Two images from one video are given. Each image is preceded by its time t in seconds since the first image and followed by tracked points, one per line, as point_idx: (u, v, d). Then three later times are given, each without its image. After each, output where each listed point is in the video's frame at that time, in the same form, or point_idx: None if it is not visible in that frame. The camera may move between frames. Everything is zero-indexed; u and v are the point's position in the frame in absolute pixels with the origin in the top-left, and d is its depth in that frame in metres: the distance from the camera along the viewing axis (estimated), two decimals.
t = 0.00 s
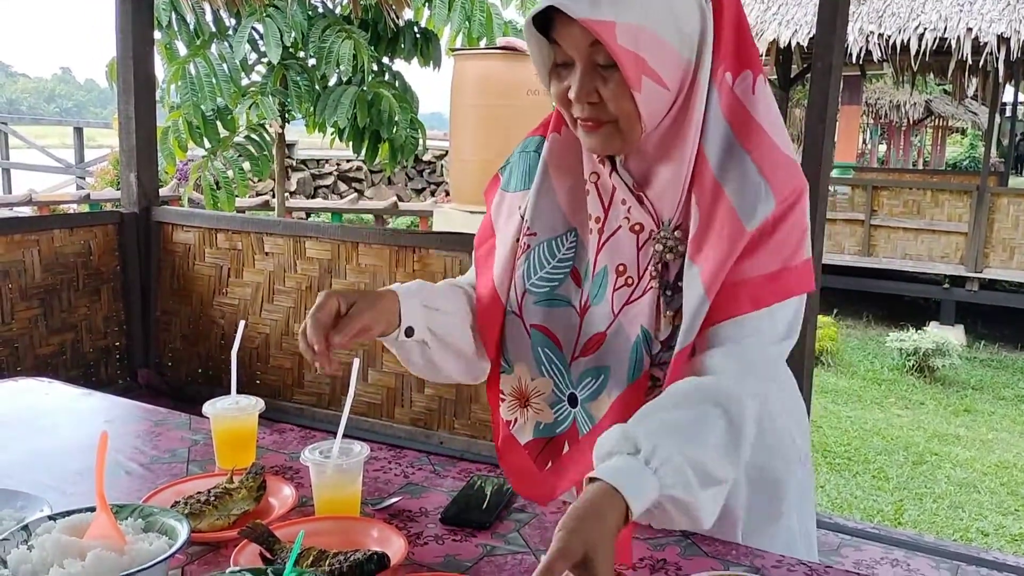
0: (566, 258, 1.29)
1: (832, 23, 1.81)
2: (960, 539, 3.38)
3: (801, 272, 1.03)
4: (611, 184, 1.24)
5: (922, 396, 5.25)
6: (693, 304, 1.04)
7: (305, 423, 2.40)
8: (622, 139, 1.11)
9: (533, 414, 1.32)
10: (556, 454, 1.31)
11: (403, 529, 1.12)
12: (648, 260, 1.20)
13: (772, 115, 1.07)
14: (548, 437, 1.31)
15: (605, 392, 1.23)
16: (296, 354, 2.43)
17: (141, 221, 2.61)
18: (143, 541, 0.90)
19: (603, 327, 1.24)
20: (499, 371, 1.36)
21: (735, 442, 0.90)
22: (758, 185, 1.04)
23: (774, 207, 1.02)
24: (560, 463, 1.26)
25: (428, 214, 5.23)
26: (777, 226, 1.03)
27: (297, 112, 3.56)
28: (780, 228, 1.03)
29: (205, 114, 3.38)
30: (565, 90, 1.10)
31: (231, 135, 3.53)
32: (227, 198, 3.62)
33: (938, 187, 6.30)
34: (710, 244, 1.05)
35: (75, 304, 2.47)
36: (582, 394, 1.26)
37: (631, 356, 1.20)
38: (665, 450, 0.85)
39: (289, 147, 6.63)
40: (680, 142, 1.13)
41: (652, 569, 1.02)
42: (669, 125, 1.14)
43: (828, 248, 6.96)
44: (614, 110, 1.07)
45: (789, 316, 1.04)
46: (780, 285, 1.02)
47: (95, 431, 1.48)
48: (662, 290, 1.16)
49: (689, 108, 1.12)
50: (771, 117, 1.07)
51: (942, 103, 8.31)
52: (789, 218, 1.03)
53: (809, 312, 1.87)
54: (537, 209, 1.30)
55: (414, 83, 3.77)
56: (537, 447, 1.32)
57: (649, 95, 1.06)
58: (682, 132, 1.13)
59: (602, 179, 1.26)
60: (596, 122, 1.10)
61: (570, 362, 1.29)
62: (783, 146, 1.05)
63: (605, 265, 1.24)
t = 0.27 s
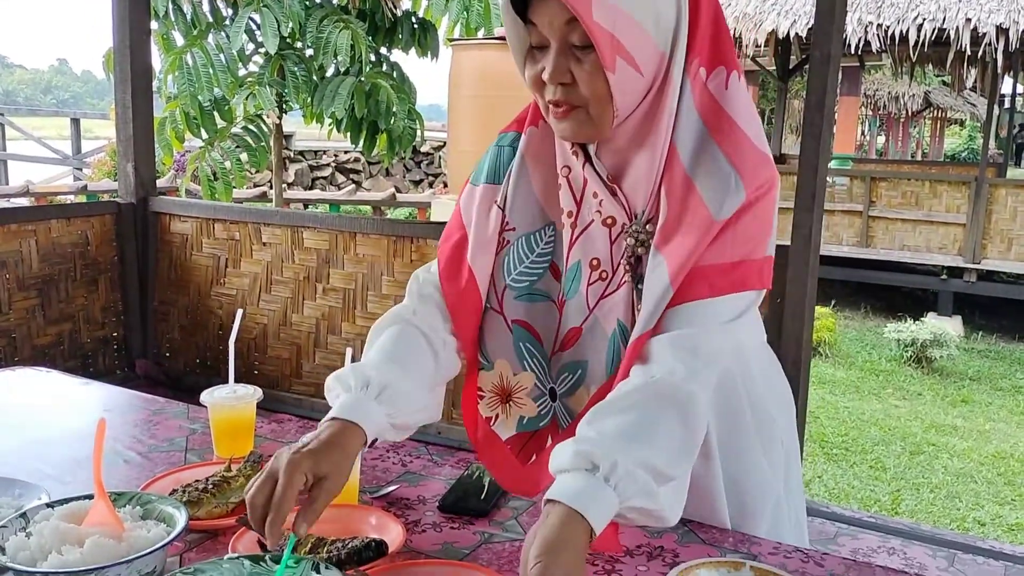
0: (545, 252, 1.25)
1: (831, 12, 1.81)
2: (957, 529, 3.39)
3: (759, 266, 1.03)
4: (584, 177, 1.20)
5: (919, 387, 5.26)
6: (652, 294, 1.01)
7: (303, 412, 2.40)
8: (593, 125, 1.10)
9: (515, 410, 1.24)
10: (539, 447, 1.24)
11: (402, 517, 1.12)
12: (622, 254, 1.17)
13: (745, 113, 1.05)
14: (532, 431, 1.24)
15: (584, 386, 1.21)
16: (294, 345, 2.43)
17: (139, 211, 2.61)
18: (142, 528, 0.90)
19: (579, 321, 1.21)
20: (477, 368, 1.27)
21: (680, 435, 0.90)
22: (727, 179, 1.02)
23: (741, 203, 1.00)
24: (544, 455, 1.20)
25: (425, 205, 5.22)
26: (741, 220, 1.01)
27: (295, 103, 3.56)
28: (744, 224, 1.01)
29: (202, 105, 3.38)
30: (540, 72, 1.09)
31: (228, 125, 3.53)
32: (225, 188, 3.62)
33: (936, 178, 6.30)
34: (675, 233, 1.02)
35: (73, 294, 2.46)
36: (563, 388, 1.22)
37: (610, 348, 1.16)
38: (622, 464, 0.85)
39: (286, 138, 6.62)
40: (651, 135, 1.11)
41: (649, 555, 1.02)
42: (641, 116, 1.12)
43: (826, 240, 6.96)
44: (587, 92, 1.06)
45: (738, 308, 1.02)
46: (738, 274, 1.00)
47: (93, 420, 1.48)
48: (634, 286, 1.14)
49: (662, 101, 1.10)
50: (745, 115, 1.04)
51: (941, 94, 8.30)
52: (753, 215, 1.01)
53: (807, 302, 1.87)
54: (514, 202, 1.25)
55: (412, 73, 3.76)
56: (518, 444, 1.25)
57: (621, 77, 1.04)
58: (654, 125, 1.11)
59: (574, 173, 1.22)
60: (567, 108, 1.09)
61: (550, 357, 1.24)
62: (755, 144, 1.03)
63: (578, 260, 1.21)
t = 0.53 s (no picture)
0: (536, 250, 1.24)
1: (831, 9, 1.81)
2: (955, 526, 3.40)
3: (744, 266, 1.02)
4: (572, 175, 1.21)
5: (917, 384, 5.27)
6: (640, 293, 1.01)
7: (302, 408, 2.40)
8: (574, 120, 1.10)
9: (501, 409, 1.22)
10: (526, 447, 1.22)
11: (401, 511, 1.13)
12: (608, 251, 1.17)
13: (736, 111, 1.04)
14: (519, 431, 1.22)
15: (571, 384, 1.20)
16: (293, 340, 2.43)
17: (138, 206, 2.61)
18: (142, 521, 0.91)
19: (564, 319, 1.21)
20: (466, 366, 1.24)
21: (661, 443, 0.87)
22: (713, 177, 1.01)
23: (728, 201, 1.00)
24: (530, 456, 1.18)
25: (425, 201, 5.22)
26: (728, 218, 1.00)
27: (294, 98, 3.56)
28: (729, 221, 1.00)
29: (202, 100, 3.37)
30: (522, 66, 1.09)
31: (228, 120, 3.52)
32: (224, 183, 3.62)
33: (936, 175, 6.31)
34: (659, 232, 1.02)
35: (73, 288, 2.47)
36: (550, 386, 1.22)
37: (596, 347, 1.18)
38: (595, 471, 0.83)
39: (286, 134, 6.62)
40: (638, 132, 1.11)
41: (648, 550, 1.02)
42: (628, 112, 1.11)
43: (825, 237, 6.96)
44: (567, 86, 1.06)
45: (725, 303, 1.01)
46: (725, 273, 1.00)
47: (94, 414, 1.48)
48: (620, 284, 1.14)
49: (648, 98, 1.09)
50: (734, 113, 1.04)
51: (941, 92, 8.31)
52: (739, 213, 1.01)
53: (807, 299, 1.87)
54: (507, 197, 1.24)
55: (412, 69, 3.76)
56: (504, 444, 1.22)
57: (599, 69, 1.04)
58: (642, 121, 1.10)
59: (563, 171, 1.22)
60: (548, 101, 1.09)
61: (539, 355, 1.24)
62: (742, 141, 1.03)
63: (564, 257, 1.21)
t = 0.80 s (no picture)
0: (536, 248, 1.24)
1: (836, 9, 1.80)
2: (957, 528, 3.39)
3: (732, 264, 1.00)
4: (570, 173, 1.20)
5: (920, 386, 5.26)
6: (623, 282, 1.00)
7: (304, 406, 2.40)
8: (576, 116, 1.09)
9: (498, 406, 1.22)
10: (519, 446, 1.22)
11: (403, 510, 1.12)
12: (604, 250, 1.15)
13: (736, 113, 1.03)
14: (513, 429, 1.21)
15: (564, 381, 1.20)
16: (295, 339, 2.42)
17: (141, 203, 2.61)
18: (144, 518, 0.91)
19: (559, 317, 1.20)
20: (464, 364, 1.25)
21: (628, 438, 0.84)
22: (709, 179, 1.00)
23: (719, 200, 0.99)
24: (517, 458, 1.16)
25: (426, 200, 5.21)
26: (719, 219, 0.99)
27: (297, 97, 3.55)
28: (720, 220, 0.99)
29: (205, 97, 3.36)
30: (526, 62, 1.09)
31: (231, 119, 3.52)
32: (227, 181, 3.61)
33: (939, 176, 6.30)
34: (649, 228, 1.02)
35: (75, 286, 2.47)
36: (545, 383, 1.22)
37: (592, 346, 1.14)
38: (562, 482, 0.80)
39: (288, 132, 6.61)
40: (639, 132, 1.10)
41: (651, 550, 1.02)
42: (630, 111, 1.11)
43: (828, 238, 6.95)
44: (570, 82, 1.06)
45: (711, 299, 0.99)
46: (701, 268, 0.98)
47: (96, 411, 1.48)
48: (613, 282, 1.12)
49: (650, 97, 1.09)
50: (732, 115, 1.03)
51: (945, 93, 8.29)
52: (731, 214, 0.99)
53: (811, 299, 1.87)
54: (508, 195, 1.25)
55: (414, 68, 3.76)
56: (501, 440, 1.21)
57: (604, 68, 1.03)
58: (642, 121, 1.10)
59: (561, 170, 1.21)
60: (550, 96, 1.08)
61: (537, 353, 1.23)
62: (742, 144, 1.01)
63: (560, 255, 1.20)
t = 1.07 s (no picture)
0: (531, 248, 1.25)
1: (839, 10, 1.80)
2: (958, 529, 3.39)
3: (733, 260, 1.00)
4: (569, 170, 1.20)
5: (921, 387, 5.26)
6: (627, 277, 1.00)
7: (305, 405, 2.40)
8: (577, 109, 1.09)
9: (484, 406, 1.22)
10: (504, 448, 1.21)
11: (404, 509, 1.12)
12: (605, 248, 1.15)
13: (734, 109, 1.04)
14: (498, 430, 1.21)
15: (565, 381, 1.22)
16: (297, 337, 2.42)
17: (143, 201, 2.61)
18: (147, 515, 0.91)
19: (561, 316, 1.21)
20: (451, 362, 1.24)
21: (638, 430, 0.84)
22: (710, 172, 1.00)
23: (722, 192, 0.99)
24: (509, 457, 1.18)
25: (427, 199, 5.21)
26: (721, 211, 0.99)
27: (299, 95, 3.56)
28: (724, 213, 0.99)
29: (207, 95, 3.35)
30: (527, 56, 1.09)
31: (233, 117, 3.52)
32: (229, 179, 3.61)
33: (942, 178, 6.30)
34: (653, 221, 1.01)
35: (77, 283, 2.47)
36: (539, 384, 1.23)
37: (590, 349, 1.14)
38: (575, 467, 0.80)
39: (290, 130, 6.61)
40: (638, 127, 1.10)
41: (652, 549, 1.02)
42: (630, 106, 1.11)
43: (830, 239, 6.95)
44: (573, 74, 1.06)
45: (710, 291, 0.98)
46: (709, 263, 0.98)
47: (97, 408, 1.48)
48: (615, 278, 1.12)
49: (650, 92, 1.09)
50: (732, 111, 1.04)
51: (948, 95, 8.28)
52: (734, 207, 0.99)
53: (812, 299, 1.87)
54: (506, 192, 1.25)
55: (417, 66, 3.75)
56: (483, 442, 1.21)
57: (609, 61, 1.04)
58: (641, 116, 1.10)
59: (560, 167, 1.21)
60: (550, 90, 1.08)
61: (528, 353, 1.23)
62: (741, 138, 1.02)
63: (562, 253, 1.20)
